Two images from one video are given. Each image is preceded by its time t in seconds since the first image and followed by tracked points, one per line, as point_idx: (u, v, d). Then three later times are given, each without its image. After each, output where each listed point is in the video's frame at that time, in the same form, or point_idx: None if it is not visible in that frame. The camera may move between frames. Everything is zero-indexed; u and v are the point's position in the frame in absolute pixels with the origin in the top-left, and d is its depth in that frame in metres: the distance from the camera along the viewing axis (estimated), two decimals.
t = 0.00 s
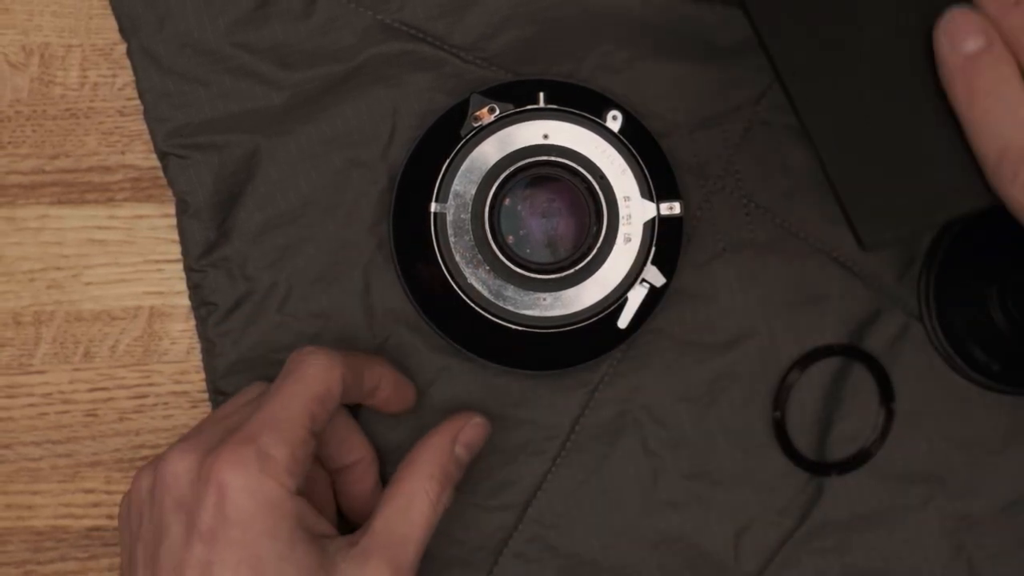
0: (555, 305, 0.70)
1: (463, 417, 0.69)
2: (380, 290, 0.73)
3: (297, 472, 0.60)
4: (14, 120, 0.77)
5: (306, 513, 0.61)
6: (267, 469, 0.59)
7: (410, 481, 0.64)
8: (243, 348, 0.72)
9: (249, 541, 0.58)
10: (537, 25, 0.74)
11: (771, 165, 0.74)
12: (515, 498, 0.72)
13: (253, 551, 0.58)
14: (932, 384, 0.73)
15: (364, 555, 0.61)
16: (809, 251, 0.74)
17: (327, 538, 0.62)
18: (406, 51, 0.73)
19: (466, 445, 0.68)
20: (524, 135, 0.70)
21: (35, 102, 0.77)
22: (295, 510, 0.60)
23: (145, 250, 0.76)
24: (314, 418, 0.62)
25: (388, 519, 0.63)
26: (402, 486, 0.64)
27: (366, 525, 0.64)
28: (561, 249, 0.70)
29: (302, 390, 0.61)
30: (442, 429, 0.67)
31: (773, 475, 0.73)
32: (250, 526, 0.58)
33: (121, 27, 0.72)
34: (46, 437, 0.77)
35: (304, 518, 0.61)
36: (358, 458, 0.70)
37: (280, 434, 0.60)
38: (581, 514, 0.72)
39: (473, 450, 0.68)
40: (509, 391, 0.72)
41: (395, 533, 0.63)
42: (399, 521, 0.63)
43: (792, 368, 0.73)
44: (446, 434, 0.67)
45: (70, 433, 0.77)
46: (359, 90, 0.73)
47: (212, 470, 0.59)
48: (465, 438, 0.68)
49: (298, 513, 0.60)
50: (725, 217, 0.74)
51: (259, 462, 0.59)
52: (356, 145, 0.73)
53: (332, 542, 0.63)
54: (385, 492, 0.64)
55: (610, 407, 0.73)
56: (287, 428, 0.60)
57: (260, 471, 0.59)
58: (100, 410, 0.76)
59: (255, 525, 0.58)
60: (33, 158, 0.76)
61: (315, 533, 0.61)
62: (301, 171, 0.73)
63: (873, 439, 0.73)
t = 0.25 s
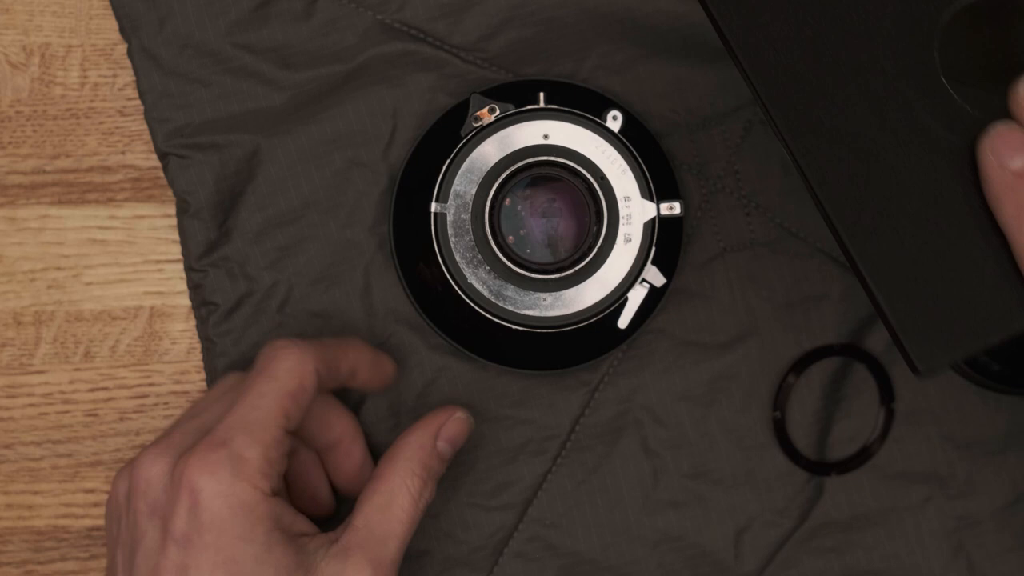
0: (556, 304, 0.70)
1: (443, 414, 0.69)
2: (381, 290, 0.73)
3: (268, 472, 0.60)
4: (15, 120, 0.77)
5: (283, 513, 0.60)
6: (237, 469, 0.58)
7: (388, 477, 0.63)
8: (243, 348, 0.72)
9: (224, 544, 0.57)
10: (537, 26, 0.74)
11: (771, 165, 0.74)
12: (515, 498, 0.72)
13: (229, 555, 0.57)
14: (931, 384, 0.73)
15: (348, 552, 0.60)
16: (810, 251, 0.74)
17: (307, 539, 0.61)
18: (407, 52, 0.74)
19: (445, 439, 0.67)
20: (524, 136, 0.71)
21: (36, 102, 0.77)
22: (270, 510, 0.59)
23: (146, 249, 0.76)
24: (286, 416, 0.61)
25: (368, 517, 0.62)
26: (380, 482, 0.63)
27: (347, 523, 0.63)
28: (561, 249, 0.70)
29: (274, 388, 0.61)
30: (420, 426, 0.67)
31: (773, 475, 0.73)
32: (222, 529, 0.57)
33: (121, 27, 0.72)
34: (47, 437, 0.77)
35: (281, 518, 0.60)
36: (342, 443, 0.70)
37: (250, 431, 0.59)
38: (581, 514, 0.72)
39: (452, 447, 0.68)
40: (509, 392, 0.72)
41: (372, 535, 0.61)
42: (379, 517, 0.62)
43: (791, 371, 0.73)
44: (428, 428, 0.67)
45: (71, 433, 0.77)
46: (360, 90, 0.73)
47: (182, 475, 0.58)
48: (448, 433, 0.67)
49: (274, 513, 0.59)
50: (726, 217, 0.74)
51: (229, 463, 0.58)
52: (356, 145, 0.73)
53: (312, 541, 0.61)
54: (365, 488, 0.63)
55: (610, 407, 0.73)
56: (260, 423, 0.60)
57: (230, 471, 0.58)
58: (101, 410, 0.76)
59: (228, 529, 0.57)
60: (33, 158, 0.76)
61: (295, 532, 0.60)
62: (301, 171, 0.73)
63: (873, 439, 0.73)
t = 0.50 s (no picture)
0: (556, 304, 0.70)
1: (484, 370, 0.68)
2: (381, 290, 0.73)
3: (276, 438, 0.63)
4: (15, 120, 0.77)
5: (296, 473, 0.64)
6: (245, 439, 0.62)
7: (423, 440, 0.63)
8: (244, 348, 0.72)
9: (238, 512, 0.62)
10: (537, 25, 0.74)
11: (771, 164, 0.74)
12: (515, 498, 0.72)
13: (243, 523, 0.62)
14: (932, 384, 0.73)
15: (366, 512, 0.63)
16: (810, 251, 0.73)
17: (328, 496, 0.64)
18: (407, 52, 0.74)
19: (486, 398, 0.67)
20: (524, 136, 0.71)
21: (37, 102, 0.77)
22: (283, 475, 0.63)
23: (146, 249, 0.76)
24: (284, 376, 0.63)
25: (402, 481, 0.63)
26: (414, 443, 0.64)
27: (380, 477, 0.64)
28: (561, 249, 0.70)
29: (267, 348, 0.63)
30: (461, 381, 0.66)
31: (773, 475, 0.73)
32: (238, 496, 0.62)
33: (121, 27, 0.72)
34: (47, 437, 0.77)
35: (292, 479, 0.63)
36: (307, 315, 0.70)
37: (245, 398, 0.62)
38: (581, 514, 0.72)
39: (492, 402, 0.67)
40: (509, 392, 0.72)
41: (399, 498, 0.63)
42: (413, 479, 0.63)
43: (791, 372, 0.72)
44: (471, 382, 0.66)
45: (71, 433, 0.77)
46: (360, 90, 0.73)
47: (196, 447, 0.63)
48: (486, 392, 0.67)
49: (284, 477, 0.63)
50: (726, 217, 0.74)
51: (237, 433, 0.62)
52: (357, 145, 0.73)
53: (336, 498, 0.65)
54: (400, 444, 0.64)
55: (610, 407, 0.73)
56: (260, 393, 0.63)
57: (238, 440, 0.62)
58: (101, 410, 0.76)
59: (243, 498, 0.62)
60: (34, 158, 0.76)
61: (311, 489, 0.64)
62: (302, 171, 0.73)
63: (878, 434, 0.72)
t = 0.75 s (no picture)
0: (556, 304, 0.70)
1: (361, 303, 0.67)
2: (381, 290, 0.73)
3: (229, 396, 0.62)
4: (16, 120, 0.77)
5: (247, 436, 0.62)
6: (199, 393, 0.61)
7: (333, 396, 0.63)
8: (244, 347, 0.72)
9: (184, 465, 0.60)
10: (537, 25, 0.74)
11: (772, 164, 0.73)
12: (516, 498, 0.72)
13: (183, 474, 0.60)
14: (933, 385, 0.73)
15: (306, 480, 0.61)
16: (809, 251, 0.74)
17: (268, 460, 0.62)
18: (407, 51, 0.74)
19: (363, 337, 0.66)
20: (525, 136, 0.71)
21: (37, 102, 0.77)
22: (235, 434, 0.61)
23: (147, 249, 0.76)
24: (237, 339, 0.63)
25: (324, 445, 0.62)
26: (319, 394, 0.63)
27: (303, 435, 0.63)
28: (561, 249, 0.71)
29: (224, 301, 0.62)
30: (357, 322, 0.66)
31: (772, 475, 0.73)
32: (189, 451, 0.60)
33: (122, 27, 0.72)
34: (48, 437, 0.77)
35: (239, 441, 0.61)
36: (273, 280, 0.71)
37: (190, 347, 0.61)
38: (581, 514, 0.72)
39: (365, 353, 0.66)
40: (510, 392, 0.72)
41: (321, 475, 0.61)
42: (335, 430, 0.62)
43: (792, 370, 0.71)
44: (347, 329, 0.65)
45: (72, 433, 0.77)
46: (360, 90, 0.73)
47: (146, 393, 0.61)
48: (365, 326, 0.66)
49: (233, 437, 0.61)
50: (726, 217, 0.74)
51: (192, 386, 0.61)
52: (357, 146, 0.73)
53: (274, 464, 0.62)
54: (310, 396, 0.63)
55: (610, 407, 0.73)
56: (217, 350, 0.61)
57: (192, 391, 0.61)
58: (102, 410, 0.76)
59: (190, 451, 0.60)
60: (34, 158, 0.76)
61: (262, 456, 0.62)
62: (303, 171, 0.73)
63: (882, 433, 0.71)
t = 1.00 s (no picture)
0: (556, 304, 0.70)
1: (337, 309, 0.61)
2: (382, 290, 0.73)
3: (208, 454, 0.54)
4: (16, 120, 0.77)
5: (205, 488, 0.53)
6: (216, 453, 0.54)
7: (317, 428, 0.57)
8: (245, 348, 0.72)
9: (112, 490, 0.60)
10: (538, 26, 0.74)
11: (771, 165, 0.73)
12: (516, 498, 0.72)
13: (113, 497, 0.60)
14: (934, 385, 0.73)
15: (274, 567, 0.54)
16: (809, 250, 0.74)
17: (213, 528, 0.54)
18: (407, 51, 0.74)
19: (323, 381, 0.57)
20: (525, 136, 0.71)
21: (37, 102, 0.77)
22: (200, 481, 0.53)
23: (147, 249, 0.76)
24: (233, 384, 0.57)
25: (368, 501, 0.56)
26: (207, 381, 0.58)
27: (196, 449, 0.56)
28: (562, 249, 0.71)
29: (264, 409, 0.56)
30: (406, 327, 0.61)
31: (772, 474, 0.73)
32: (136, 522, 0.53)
33: (122, 27, 0.72)
34: (49, 437, 0.77)
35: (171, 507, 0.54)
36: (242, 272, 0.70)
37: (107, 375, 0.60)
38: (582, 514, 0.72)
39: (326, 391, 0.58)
40: (510, 391, 0.73)
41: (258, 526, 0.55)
42: (209, 446, 0.54)
43: (793, 367, 0.72)
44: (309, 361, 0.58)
45: (72, 433, 0.77)
46: (360, 90, 0.74)
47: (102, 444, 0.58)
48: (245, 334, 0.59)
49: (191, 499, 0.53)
50: (726, 217, 0.74)
51: (250, 445, 0.55)
52: (357, 145, 0.73)
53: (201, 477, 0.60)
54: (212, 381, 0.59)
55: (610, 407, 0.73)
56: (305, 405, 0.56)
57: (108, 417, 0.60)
58: (103, 410, 0.76)
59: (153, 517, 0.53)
60: (35, 158, 0.76)
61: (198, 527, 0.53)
62: (304, 171, 0.73)
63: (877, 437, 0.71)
